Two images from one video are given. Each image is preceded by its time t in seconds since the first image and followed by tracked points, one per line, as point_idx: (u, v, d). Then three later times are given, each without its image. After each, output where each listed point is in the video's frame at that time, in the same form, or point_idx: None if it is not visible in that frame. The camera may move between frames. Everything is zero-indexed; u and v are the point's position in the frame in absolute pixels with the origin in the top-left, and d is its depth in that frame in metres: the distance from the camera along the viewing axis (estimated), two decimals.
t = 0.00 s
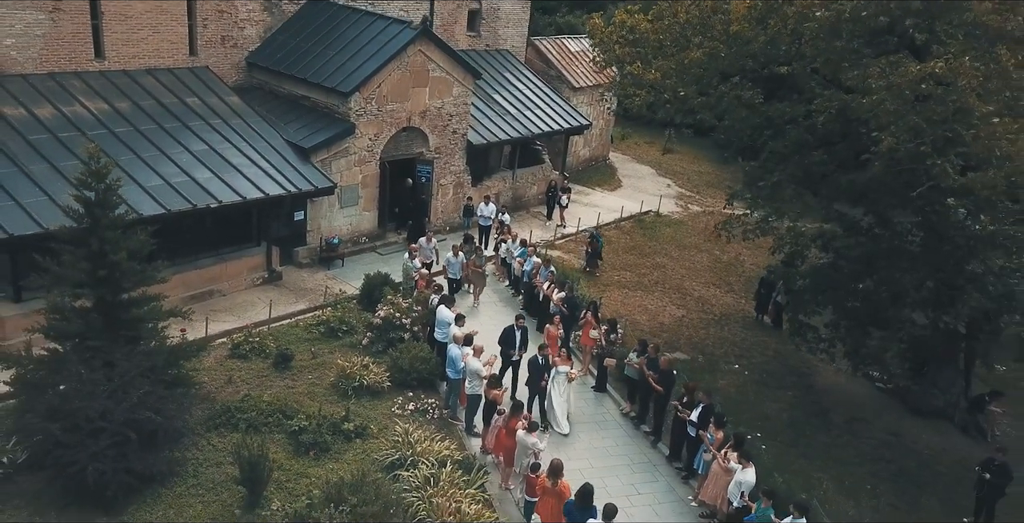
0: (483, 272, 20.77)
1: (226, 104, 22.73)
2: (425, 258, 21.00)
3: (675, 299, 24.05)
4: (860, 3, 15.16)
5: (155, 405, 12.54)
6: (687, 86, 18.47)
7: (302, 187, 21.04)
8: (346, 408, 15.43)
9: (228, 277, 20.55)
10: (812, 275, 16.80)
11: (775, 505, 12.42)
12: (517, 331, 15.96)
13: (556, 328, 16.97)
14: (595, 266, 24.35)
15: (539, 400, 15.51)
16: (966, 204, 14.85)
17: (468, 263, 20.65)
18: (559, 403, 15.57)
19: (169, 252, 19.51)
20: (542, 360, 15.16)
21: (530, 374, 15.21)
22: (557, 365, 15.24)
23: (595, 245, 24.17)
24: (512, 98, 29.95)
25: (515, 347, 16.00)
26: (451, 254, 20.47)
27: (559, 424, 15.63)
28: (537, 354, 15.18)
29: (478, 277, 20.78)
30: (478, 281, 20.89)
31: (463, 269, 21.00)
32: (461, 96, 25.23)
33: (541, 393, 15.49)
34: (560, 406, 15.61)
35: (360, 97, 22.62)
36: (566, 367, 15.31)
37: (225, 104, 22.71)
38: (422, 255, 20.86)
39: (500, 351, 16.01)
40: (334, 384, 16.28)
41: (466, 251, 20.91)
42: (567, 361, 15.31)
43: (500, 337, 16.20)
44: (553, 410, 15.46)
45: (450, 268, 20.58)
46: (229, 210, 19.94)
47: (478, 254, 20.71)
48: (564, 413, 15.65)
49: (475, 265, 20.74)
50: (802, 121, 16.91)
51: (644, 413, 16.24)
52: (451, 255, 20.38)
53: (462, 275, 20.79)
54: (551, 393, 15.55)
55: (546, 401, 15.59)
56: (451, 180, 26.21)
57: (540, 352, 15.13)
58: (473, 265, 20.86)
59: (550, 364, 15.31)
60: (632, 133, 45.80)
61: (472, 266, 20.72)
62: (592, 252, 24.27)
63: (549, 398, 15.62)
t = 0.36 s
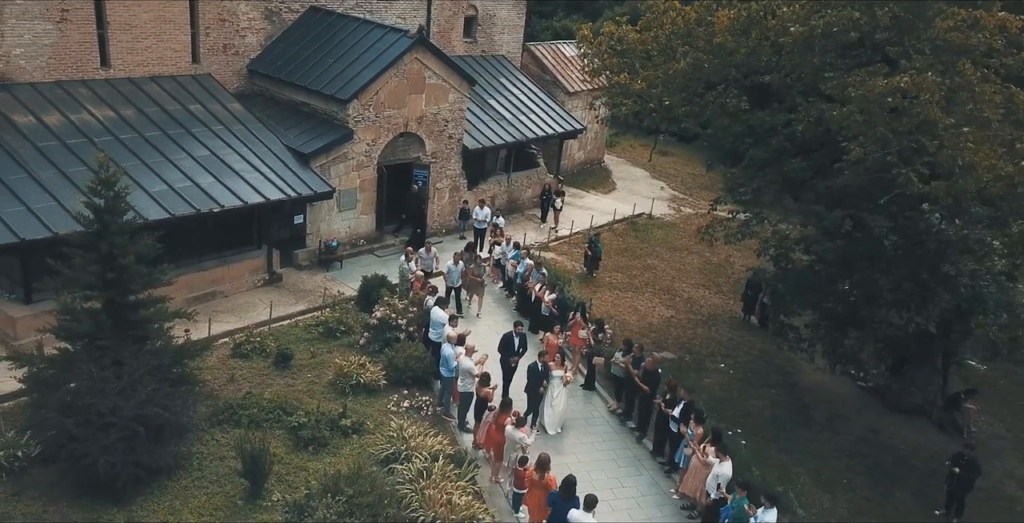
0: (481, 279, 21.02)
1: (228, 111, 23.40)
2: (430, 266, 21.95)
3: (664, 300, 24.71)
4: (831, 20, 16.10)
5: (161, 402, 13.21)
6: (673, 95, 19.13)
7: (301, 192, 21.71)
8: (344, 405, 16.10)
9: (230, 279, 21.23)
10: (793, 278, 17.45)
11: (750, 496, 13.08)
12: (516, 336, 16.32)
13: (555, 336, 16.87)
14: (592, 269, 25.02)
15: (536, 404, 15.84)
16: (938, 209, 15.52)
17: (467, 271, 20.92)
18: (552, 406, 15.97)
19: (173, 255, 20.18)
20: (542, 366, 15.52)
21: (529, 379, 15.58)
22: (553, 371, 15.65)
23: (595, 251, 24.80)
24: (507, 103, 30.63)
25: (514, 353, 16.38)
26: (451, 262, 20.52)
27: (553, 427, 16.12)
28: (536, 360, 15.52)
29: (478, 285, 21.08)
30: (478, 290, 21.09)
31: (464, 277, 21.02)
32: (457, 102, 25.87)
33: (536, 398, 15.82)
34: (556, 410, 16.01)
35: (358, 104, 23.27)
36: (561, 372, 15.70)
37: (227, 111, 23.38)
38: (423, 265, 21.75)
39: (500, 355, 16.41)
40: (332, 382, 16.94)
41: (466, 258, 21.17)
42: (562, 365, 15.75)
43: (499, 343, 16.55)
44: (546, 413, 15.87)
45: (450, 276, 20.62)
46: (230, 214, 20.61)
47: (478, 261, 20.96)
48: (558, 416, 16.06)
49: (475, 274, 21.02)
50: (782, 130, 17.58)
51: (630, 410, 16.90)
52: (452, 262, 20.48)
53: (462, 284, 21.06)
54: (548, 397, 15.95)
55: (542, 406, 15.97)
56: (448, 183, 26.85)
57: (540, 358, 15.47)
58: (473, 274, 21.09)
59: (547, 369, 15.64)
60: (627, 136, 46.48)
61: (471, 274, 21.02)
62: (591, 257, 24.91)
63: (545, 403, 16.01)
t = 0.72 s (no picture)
0: (480, 284, 21.47)
1: (230, 116, 23.99)
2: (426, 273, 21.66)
3: (655, 300, 25.31)
4: (808, 33, 16.81)
5: (167, 399, 13.80)
6: (662, 102, 19.71)
7: (301, 196, 22.31)
8: (342, 402, 16.70)
9: (232, 280, 21.84)
10: (778, 281, 18.11)
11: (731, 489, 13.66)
12: (513, 345, 16.75)
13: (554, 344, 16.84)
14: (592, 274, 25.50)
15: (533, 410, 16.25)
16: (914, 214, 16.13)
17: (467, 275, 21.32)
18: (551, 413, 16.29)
19: (177, 257, 20.79)
20: (537, 374, 16.00)
21: (525, 387, 16.12)
22: (549, 378, 16.04)
23: (595, 255, 25.35)
24: (503, 108, 31.22)
25: (511, 361, 16.75)
26: (453, 267, 20.86)
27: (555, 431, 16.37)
28: (532, 369, 16.04)
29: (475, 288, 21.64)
30: (475, 292, 21.60)
31: (464, 282, 21.39)
32: (453, 107, 26.45)
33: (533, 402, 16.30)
34: (555, 417, 16.31)
35: (357, 110, 23.87)
36: (558, 380, 16.02)
37: (229, 116, 23.96)
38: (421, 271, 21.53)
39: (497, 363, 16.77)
40: (331, 380, 17.54)
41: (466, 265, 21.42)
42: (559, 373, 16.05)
43: (498, 352, 16.95)
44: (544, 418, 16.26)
45: (450, 280, 20.98)
46: (232, 217, 21.21)
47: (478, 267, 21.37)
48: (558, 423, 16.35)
49: (474, 279, 21.48)
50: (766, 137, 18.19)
51: (618, 407, 17.49)
52: (454, 267, 20.83)
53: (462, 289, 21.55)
54: (546, 405, 16.29)
55: (540, 410, 16.38)
56: (445, 187, 27.45)
57: (535, 367, 15.99)
58: (472, 279, 21.45)
59: (544, 376, 16.11)
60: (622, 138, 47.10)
61: (469, 279, 21.44)
62: (590, 260, 25.47)
63: (543, 410, 16.41)
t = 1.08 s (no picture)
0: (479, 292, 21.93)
1: (233, 123, 24.73)
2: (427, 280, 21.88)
3: (647, 301, 26.03)
4: (788, 46, 17.56)
5: (175, 394, 14.56)
6: (650, 110, 20.44)
7: (303, 201, 23.06)
8: (342, 399, 17.44)
9: (235, 282, 22.58)
10: (762, 281, 18.69)
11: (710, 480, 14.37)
12: (512, 350, 16.90)
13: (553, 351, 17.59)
14: (589, 278, 26.04)
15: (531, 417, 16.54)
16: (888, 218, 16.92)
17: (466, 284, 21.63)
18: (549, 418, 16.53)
19: (182, 259, 21.54)
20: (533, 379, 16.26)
21: (522, 394, 16.37)
22: (547, 383, 16.29)
23: (594, 259, 25.77)
24: (500, 113, 31.97)
25: (510, 366, 16.95)
26: (452, 276, 21.16)
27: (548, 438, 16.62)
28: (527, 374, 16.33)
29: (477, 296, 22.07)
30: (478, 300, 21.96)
31: (464, 290, 21.71)
32: (450, 113, 27.18)
33: (532, 408, 16.57)
34: (552, 422, 16.59)
35: (356, 117, 24.61)
36: (555, 384, 16.31)
37: (232, 123, 24.71)
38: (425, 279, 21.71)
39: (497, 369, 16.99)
40: (331, 378, 18.28)
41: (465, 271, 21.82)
42: (556, 378, 16.32)
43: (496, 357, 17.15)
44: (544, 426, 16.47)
45: (451, 289, 21.29)
46: (236, 221, 21.96)
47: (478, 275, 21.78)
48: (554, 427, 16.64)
49: (474, 286, 21.90)
50: (749, 145, 18.91)
51: (607, 404, 18.22)
52: (453, 276, 21.10)
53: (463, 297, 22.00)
54: (541, 410, 16.58)
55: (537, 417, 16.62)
56: (442, 190, 28.20)
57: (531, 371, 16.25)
58: (472, 285, 21.92)
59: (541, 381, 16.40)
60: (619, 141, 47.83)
61: (468, 286, 21.85)
62: (590, 265, 25.91)
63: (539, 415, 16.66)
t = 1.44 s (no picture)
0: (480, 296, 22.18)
1: (237, 127, 25.51)
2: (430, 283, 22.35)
3: (639, 301, 26.80)
4: (770, 56, 18.34)
5: (185, 387, 15.34)
6: (640, 116, 21.21)
7: (305, 203, 23.84)
8: (344, 393, 18.22)
9: (240, 282, 23.36)
10: (747, 281, 19.46)
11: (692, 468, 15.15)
12: (514, 358, 17.57)
13: (552, 356, 18.23)
14: (589, 282, 26.68)
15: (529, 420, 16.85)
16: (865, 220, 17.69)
17: (466, 288, 21.96)
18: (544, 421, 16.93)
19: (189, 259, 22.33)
20: (533, 383, 16.65)
21: (520, 397, 16.73)
22: (544, 387, 16.71)
23: (594, 264, 26.39)
24: (497, 117, 32.77)
25: (511, 370, 17.57)
26: (452, 279, 21.73)
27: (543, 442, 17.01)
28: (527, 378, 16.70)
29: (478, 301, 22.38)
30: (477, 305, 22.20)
31: (465, 294, 22.20)
32: (448, 118, 27.95)
33: (530, 413, 16.86)
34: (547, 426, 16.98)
35: (357, 121, 25.38)
36: (551, 388, 16.71)
37: (237, 127, 25.48)
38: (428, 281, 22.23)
39: (500, 375, 17.62)
40: (332, 373, 19.04)
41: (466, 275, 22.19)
42: (552, 382, 16.78)
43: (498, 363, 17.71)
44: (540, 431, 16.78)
45: (451, 291, 21.91)
46: (241, 222, 22.75)
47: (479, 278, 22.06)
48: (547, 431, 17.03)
49: (474, 290, 22.14)
50: (732, 150, 19.83)
51: (597, 398, 18.98)
52: (453, 279, 21.65)
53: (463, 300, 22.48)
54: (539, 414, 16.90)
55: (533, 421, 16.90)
56: (440, 193, 28.98)
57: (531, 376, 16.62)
58: (472, 289, 22.23)
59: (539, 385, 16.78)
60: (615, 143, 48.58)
61: (468, 290, 22.13)
62: (591, 269, 26.56)
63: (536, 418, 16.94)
